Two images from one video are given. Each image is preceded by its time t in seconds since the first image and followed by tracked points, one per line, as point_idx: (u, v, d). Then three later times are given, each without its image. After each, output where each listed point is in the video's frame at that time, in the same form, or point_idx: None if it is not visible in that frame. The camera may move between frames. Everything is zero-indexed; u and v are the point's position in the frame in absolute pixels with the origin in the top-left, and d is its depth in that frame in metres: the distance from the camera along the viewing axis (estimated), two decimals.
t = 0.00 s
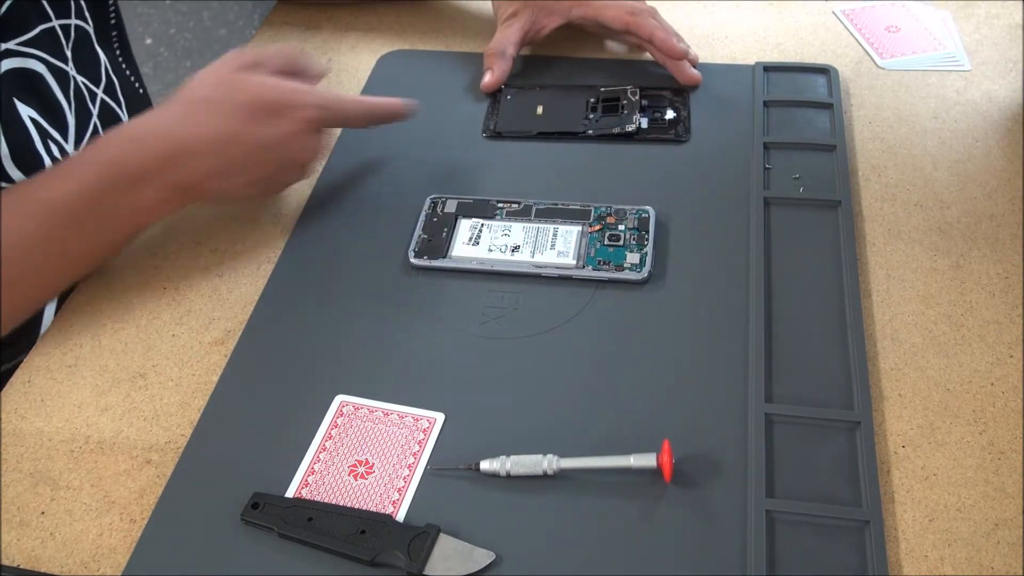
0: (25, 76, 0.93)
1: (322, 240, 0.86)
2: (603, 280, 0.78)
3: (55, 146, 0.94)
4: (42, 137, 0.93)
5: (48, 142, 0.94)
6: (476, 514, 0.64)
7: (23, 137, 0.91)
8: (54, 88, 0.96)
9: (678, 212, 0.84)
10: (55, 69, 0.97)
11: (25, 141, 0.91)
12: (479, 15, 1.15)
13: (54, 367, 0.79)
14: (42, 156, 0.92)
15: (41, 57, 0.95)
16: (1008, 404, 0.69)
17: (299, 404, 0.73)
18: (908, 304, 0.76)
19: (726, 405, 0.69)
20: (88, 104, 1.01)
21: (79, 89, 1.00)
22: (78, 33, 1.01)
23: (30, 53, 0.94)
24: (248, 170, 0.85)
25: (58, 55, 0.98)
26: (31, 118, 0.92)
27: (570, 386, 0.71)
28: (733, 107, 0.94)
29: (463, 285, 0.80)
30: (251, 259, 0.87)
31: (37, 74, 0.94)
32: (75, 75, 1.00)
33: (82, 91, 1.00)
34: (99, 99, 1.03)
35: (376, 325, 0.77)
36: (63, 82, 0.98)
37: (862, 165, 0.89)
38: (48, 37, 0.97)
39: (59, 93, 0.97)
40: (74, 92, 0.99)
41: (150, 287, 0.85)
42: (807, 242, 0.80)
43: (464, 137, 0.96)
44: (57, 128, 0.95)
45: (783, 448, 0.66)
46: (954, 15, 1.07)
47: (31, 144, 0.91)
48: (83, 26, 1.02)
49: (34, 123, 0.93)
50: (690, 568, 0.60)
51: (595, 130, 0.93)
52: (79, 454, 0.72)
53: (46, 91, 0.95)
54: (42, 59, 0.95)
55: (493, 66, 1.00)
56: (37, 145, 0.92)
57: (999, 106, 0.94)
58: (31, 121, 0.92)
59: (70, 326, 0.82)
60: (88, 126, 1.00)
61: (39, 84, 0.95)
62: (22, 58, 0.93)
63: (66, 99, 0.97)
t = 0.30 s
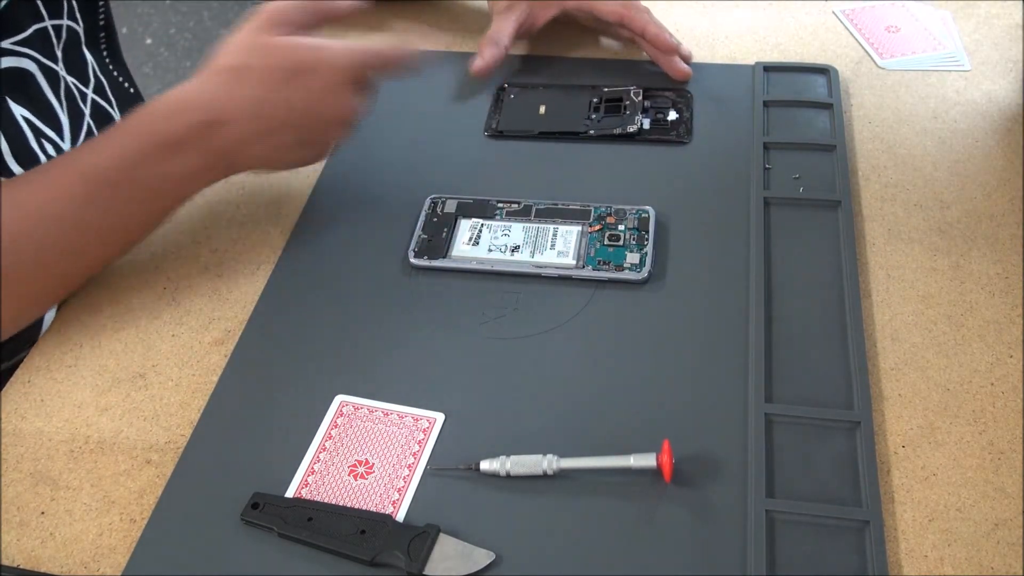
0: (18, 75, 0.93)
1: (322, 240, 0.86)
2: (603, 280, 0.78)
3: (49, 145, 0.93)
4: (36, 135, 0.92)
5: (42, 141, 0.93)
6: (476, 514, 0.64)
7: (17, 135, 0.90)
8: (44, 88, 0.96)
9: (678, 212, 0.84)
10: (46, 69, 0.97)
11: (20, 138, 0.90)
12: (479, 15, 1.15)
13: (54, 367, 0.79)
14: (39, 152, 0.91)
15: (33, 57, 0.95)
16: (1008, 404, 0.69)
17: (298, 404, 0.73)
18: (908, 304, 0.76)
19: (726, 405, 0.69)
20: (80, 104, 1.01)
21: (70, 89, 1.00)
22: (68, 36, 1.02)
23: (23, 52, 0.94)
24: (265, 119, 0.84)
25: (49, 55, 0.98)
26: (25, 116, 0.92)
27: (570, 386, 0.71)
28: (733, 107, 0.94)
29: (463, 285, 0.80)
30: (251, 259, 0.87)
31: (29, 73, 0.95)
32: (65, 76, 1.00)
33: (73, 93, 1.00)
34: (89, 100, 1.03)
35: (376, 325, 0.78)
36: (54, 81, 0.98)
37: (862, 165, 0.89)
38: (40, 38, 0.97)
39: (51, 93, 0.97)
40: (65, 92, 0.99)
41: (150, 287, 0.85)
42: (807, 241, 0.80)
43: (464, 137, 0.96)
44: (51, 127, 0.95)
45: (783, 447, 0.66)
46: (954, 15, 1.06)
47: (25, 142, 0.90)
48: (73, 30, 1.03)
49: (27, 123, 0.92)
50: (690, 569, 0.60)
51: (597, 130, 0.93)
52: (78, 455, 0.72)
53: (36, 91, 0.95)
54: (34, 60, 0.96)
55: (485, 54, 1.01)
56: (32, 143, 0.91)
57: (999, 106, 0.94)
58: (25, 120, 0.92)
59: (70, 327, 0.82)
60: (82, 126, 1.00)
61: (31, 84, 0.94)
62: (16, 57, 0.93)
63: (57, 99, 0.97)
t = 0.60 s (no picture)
0: (59, 82, 0.81)
1: (322, 240, 0.86)
2: (603, 280, 0.78)
3: (81, 156, 0.81)
4: (68, 146, 0.80)
5: (75, 154, 0.80)
6: (476, 514, 0.64)
7: (44, 148, 0.78)
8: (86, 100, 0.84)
9: (678, 212, 0.84)
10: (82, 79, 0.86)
11: (51, 152, 0.78)
12: (479, 15, 1.15)
13: (54, 367, 0.79)
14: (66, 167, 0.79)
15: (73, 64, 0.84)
16: (1008, 404, 0.69)
17: (298, 404, 0.73)
18: (908, 304, 0.76)
19: (726, 405, 0.69)
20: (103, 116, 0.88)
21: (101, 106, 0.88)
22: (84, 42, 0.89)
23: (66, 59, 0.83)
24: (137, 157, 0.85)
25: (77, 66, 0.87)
26: (60, 126, 0.80)
27: (570, 386, 0.71)
28: (733, 107, 0.94)
29: (462, 286, 0.80)
30: (251, 259, 0.87)
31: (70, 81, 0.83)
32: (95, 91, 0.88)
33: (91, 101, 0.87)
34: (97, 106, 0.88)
35: (376, 326, 0.77)
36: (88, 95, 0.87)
37: (862, 166, 0.89)
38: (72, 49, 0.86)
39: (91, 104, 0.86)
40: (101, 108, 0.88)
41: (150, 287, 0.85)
42: (807, 241, 0.80)
43: (464, 137, 0.95)
44: (87, 136, 0.82)
45: (783, 447, 0.66)
46: (954, 15, 1.06)
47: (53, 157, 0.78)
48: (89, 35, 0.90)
49: (64, 133, 0.80)
50: (690, 569, 0.60)
51: (597, 130, 0.93)
52: (79, 454, 0.72)
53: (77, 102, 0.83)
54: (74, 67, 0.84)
55: None
56: (62, 156, 0.79)
57: (999, 106, 0.94)
58: (61, 130, 0.80)
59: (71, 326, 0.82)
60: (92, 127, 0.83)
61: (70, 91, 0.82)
62: (57, 64, 0.81)
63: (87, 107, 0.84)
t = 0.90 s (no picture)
0: (22, 76, 0.87)
1: (322, 240, 0.86)
2: (603, 280, 0.78)
3: (49, 151, 0.86)
4: (35, 141, 0.85)
5: (43, 148, 0.86)
6: (476, 513, 0.64)
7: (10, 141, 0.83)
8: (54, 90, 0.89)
9: (678, 212, 0.84)
10: (54, 69, 0.90)
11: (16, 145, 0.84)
12: (479, 15, 1.15)
13: (54, 368, 0.79)
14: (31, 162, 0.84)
15: (41, 57, 0.89)
16: (1008, 404, 0.69)
17: (298, 404, 0.73)
18: (908, 304, 0.76)
19: (726, 405, 0.69)
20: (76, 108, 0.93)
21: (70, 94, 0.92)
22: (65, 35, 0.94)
23: (30, 53, 0.88)
24: (128, 172, 0.87)
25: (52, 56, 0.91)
26: (25, 120, 0.85)
27: (570, 386, 0.71)
28: (733, 107, 0.94)
29: (462, 286, 0.80)
30: (251, 259, 0.87)
31: (36, 73, 0.88)
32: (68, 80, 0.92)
33: (71, 94, 0.92)
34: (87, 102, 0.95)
35: (376, 326, 0.77)
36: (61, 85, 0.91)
37: (862, 166, 0.89)
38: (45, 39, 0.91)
39: (59, 96, 0.90)
40: (68, 97, 0.92)
41: (150, 287, 0.85)
42: (807, 241, 0.80)
43: (464, 138, 0.95)
44: (54, 130, 0.88)
45: (783, 447, 0.66)
46: (954, 15, 1.06)
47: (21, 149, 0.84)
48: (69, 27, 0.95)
49: (30, 126, 0.85)
50: (690, 568, 0.60)
51: (597, 130, 0.93)
52: (79, 454, 0.72)
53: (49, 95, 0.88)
54: (43, 60, 0.89)
55: None
56: (29, 150, 0.84)
57: (999, 106, 0.94)
58: (27, 124, 0.85)
59: (71, 326, 0.82)
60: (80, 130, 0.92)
61: (37, 84, 0.88)
62: (21, 58, 0.87)
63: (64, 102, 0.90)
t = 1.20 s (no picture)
0: None
1: (321, 240, 0.86)
2: (603, 280, 0.78)
3: (24, 149, 0.88)
4: (11, 139, 0.88)
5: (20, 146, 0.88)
6: (476, 513, 0.64)
7: None
8: (33, 88, 0.92)
9: (678, 212, 0.84)
10: (31, 68, 0.93)
11: None
12: (479, 14, 1.15)
13: (54, 367, 0.79)
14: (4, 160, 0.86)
15: (19, 57, 0.92)
16: (1008, 404, 0.69)
17: (298, 404, 0.73)
18: (908, 304, 0.76)
19: (726, 405, 0.69)
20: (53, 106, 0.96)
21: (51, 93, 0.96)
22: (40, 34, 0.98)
23: (8, 53, 0.91)
24: (128, 172, 0.87)
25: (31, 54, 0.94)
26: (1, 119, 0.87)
27: (570, 386, 0.71)
28: (733, 107, 0.94)
29: (462, 286, 0.80)
30: (251, 259, 0.87)
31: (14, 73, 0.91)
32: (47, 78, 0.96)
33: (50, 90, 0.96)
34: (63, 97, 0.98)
35: (376, 326, 0.77)
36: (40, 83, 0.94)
37: (862, 166, 0.89)
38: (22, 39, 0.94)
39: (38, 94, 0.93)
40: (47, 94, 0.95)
41: (150, 287, 0.85)
42: (807, 241, 0.80)
43: (464, 138, 0.95)
44: (31, 130, 0.90)
45: (783, 448, 0.66)
46: (954, 15, 1.07)
47: None
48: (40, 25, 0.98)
49: (8, 125, 0.88)
50: (690, 568, 0.60)
51: (597, 130, 0.93)
52: (79, 454, 0.72)
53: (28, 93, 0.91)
54: (20, 60, 0.92)
55: None
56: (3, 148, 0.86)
57: (999, 105, 0.94)
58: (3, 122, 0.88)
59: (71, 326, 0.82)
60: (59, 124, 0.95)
61: (15, 83, 0.91)
62: None
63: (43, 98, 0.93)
